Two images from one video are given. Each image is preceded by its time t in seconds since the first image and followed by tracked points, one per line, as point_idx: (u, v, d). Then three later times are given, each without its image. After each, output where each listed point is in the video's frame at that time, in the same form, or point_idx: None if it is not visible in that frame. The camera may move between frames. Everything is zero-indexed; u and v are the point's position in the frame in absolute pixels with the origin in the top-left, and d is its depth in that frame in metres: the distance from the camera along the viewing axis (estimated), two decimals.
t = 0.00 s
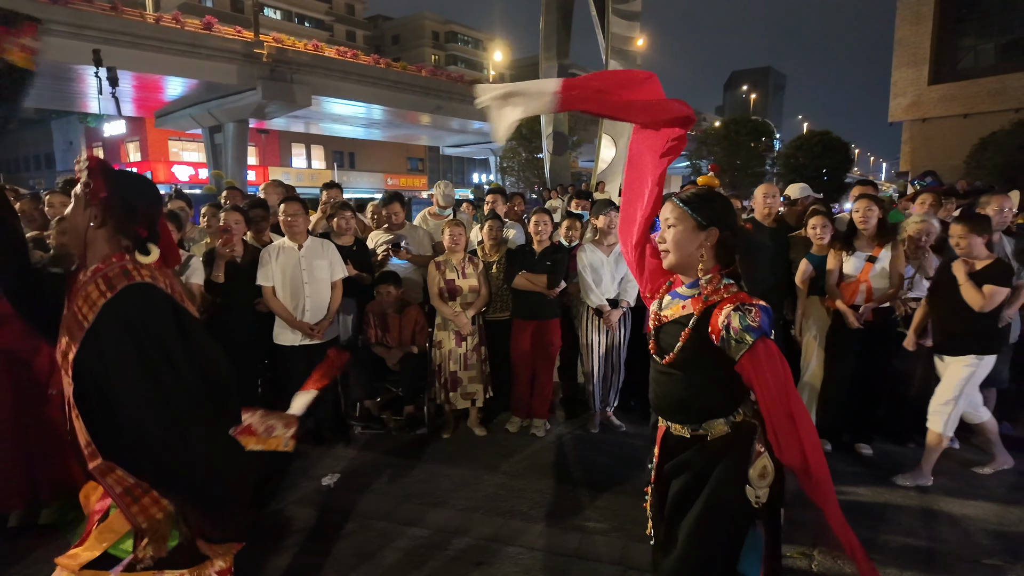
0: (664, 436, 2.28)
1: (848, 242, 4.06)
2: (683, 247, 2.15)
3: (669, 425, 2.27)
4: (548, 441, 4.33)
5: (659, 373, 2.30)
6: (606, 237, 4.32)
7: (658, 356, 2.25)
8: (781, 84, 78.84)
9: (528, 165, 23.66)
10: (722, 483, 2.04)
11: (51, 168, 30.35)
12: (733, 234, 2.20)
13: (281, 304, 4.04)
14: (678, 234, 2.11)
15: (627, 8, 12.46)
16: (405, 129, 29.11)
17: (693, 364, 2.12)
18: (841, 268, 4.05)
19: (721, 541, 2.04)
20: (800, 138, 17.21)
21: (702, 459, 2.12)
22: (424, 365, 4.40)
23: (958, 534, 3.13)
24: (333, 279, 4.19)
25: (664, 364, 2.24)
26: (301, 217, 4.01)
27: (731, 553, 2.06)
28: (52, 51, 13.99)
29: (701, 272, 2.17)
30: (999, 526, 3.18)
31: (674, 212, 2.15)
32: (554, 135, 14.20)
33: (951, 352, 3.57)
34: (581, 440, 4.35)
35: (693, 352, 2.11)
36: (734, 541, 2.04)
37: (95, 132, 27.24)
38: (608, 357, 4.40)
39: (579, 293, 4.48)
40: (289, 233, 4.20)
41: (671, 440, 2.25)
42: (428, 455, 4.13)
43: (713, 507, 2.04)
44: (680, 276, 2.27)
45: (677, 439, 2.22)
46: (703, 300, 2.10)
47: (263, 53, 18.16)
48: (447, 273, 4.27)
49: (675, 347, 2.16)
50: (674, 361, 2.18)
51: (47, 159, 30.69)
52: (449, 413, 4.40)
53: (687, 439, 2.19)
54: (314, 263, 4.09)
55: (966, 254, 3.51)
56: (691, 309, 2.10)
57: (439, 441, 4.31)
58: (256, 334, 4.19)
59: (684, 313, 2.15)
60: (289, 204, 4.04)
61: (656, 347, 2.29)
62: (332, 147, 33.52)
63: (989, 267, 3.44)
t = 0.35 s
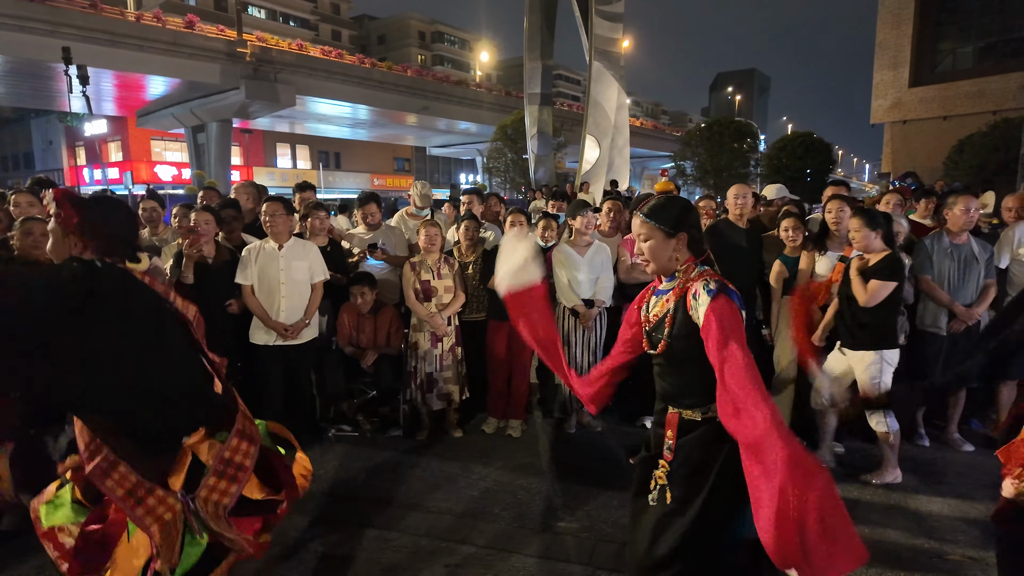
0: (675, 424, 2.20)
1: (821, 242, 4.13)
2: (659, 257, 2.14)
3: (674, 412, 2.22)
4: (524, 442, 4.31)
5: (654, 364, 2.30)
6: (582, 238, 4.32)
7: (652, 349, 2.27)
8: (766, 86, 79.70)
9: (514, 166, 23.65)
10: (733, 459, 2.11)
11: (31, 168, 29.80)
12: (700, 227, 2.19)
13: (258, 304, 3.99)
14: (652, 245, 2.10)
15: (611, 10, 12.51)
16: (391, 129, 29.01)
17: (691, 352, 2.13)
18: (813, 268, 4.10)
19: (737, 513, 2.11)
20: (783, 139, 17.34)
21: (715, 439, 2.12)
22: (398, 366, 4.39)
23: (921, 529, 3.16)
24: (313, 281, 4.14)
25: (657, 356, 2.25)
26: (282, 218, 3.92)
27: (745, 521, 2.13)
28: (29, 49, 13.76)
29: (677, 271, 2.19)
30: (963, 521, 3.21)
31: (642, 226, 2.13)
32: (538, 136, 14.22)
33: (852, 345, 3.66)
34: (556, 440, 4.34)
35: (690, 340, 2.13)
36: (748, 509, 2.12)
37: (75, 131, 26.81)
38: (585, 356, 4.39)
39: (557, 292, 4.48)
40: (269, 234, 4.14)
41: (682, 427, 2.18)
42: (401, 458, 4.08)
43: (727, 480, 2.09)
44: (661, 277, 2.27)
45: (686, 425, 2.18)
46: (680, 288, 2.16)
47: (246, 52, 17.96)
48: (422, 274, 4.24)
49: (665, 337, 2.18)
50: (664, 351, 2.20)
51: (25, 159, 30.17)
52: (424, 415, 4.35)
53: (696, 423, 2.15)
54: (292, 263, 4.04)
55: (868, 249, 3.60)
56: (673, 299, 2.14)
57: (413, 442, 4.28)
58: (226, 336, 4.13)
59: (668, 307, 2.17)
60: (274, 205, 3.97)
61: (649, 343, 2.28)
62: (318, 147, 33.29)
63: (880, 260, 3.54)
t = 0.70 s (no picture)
0: (691, 418, 2.15)
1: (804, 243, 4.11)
2: (671, 254, 2.17)
3: (692, 405, 2.16)
4: (509, 441, 4.31)
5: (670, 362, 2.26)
6: (566, 238, 4.34)
7: (666, 345, 2.22)
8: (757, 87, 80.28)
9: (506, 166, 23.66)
10: (758, 443, 2.08)
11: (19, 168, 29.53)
12: (711, 225, 2.20)
13: (237, 304, 3.96)
14: (665, 244, 2.13)
15: (601, 10, 12.53)
16: (383, 128, 28.95)
17: (704, 348, 2.08)
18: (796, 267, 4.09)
19: (770, 500, 2.07)
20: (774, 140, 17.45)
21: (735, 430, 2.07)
22: (383, 366, 4.37)
23: (903, 528, 3.16)
24: (293, 281, 4.11)
25: (671, 352, 2.20)
26: (260, 216, 3.88)
27: (789, 504, 2.08)
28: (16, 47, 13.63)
29: (686, 268, 2.21)
30: (945, 520, 3.22)
31: (656, 225, 2.17)
32: (528, 136, 14.23)
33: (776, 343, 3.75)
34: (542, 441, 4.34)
35: (701, 336, 2.08)
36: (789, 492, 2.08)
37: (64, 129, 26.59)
38: (569, 356, 4.39)
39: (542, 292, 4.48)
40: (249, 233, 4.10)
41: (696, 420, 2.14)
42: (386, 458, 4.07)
43: (753, 466, 2.06)
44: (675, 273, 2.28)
45: (702, 418, 2.13)
46: (692, 286, 2.13)
47: (236, 51, 17.84)
48: (406, 274, 4.22)
49: (677, 333, 2.14)
50: (678, 346, 2.15)
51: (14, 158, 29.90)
52: (409, 415, 4.34)
53: (712, 415, 2.11)
54: (272, 263, 4.01)
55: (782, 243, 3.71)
56: (684, 296, 2.11)
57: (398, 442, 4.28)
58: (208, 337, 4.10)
59: (680, 304, 2.14)
60: (252, 204, 3.91)
61: (663, 340, 2.24)
62: (309, 147, 33.17)
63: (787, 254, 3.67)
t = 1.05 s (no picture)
0: (684, 404, 2.36)
1: (790, 240, 4.09)
2: (691, 238, 2.32)
3: (684, 391, 2.38)
4: (496, 441, 4.29)
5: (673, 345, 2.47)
6: (554, 237, 4.33)
7: (670, 329, 2.45)
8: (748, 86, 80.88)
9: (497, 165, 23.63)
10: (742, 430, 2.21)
11: (4, 166, 29.11)
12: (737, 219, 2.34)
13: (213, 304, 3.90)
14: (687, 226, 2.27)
15: (591, 9, 12.53)
16: (374, 127, 28.85)
17: (700, 336, 2.29)
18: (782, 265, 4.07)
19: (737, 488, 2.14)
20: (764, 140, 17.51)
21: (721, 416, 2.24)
22: (369, 366, 4.33)
23: (889, 527, 3.16)
24: (271, 279, 4.06)
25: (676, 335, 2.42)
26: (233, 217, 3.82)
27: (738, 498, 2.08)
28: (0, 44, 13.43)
29: (705, 257, 2.34)
30: (932, 518, 3.23)
31: (681, 209, 2.31)
32: (519, 135, 14.22)
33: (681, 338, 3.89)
34: (528, 440, 4.32)
35: (702, 324, 2.28)
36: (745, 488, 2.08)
37: (50, 128, 26.25)
38: (557, 355, 4.37)
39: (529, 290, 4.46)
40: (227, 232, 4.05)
41: (689, 404, 2.35)
42: (371, 459, 4.03)
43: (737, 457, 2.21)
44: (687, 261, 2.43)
45: (694, 404, 2.33)
46: (701, 278, 2.28)
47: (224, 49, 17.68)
48: (392, 273, 4.18)
49: (682, 320, 2.35)
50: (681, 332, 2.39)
51: None
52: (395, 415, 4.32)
53: (699, 404, 2.31)
54: (250, 262, 3.96)
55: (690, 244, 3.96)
56: (692, 285, 2.29)
57: (384, 442, 4.25)
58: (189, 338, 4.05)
59: (687, 291, 2.35)
60: (222, 203, 3.86)
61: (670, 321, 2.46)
62: (299, 146, 32.99)
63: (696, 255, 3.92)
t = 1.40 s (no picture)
0: (684, 402, 2.50)
1: (771, 240, 4.06)
2: (689, 242, 2.39)
3: (688, 390, 2.49)
4: (477, 444, 4.24)
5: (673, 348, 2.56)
6: (535, 238, 4.28)
7: (670, 332, 2.52)
8: (732, 85, 81.58)
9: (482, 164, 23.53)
10: (742, 427, 2.30)
11: None
12: (733, 223, 2.44)
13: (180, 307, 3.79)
14: (685, 230, 2.37)
15: (575, 7, 12.48)
16: (358, 126, 28.60)
17: (701, 338, 2.37)
18: (764, 265, 4.06)
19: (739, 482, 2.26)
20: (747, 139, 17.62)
21: (722, 415, 2.35)
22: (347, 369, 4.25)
23: (868, 528, 3.16)
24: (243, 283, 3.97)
25: (676, 338, 2.49)
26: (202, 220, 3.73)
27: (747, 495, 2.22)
28: None
29: (702, 262, 2.43)
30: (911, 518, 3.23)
31: (681, 212, 2.41)
32: (503, 134, 14.18)
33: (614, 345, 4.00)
34: (510, 442, 4.28)
35: (704, 330, 2.36)
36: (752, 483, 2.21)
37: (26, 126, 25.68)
38: (539, 357, 4.32)
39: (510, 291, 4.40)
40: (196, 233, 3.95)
41: (692, 403, 2.46)
42: (349, 464, 3.95)
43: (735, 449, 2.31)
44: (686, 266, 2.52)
45: (697, 403, 2.44)
46: (705, 284, 2.36)
47: (205, 46, 17.40)
48: (370, 274, 4.10)
49: (684, 325, 2.42)
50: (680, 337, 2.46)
51: None
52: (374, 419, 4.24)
53: (704, 402, 2.41)
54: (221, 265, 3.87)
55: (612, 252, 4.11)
56: (696, 291, 2.36)
57: (362, 446, 4.18)
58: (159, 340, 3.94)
59: (690, 298, 2.40)
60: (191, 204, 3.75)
61: (668, 326, 2.54)
62: (283, 144, 32.64)
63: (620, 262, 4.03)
